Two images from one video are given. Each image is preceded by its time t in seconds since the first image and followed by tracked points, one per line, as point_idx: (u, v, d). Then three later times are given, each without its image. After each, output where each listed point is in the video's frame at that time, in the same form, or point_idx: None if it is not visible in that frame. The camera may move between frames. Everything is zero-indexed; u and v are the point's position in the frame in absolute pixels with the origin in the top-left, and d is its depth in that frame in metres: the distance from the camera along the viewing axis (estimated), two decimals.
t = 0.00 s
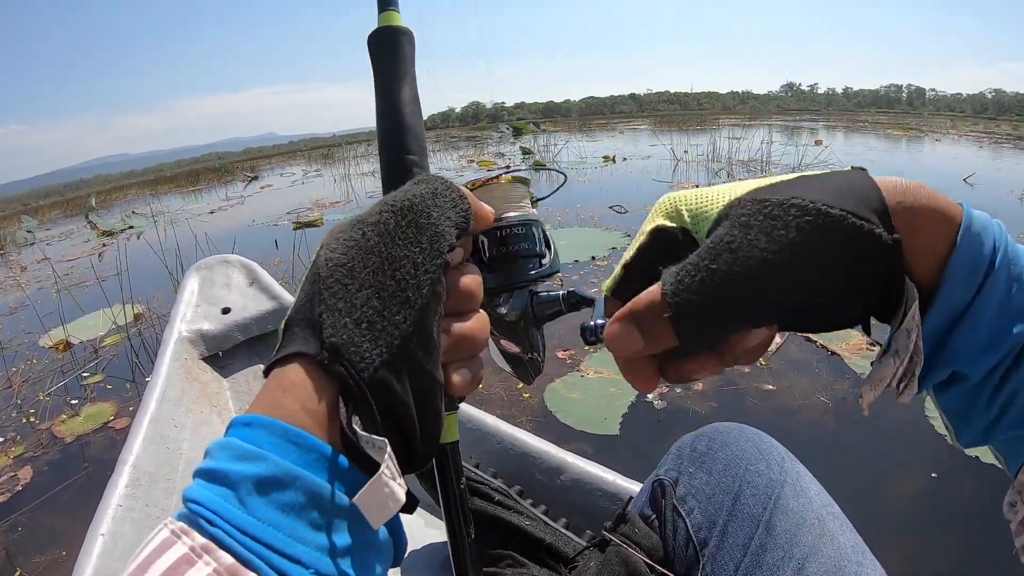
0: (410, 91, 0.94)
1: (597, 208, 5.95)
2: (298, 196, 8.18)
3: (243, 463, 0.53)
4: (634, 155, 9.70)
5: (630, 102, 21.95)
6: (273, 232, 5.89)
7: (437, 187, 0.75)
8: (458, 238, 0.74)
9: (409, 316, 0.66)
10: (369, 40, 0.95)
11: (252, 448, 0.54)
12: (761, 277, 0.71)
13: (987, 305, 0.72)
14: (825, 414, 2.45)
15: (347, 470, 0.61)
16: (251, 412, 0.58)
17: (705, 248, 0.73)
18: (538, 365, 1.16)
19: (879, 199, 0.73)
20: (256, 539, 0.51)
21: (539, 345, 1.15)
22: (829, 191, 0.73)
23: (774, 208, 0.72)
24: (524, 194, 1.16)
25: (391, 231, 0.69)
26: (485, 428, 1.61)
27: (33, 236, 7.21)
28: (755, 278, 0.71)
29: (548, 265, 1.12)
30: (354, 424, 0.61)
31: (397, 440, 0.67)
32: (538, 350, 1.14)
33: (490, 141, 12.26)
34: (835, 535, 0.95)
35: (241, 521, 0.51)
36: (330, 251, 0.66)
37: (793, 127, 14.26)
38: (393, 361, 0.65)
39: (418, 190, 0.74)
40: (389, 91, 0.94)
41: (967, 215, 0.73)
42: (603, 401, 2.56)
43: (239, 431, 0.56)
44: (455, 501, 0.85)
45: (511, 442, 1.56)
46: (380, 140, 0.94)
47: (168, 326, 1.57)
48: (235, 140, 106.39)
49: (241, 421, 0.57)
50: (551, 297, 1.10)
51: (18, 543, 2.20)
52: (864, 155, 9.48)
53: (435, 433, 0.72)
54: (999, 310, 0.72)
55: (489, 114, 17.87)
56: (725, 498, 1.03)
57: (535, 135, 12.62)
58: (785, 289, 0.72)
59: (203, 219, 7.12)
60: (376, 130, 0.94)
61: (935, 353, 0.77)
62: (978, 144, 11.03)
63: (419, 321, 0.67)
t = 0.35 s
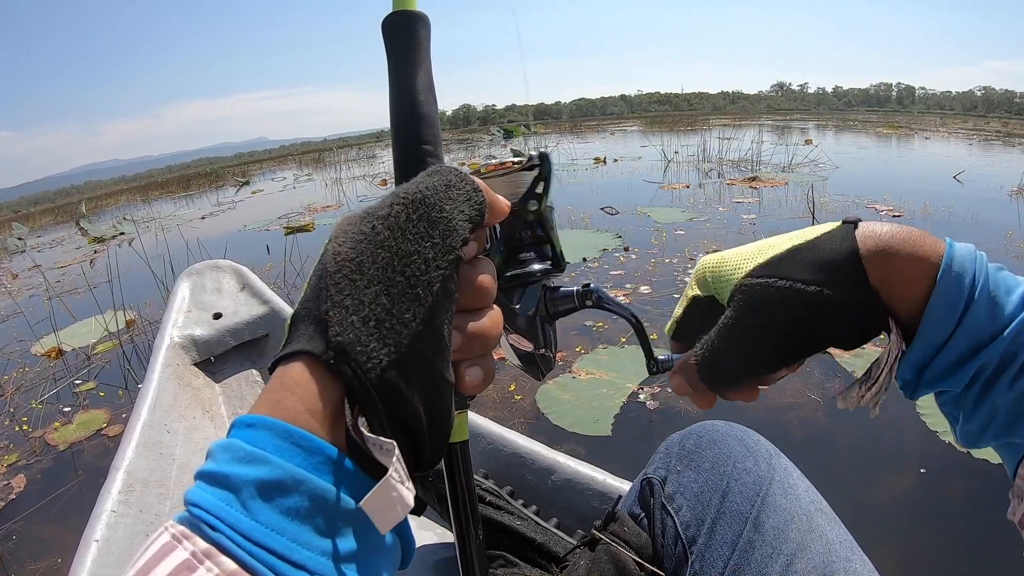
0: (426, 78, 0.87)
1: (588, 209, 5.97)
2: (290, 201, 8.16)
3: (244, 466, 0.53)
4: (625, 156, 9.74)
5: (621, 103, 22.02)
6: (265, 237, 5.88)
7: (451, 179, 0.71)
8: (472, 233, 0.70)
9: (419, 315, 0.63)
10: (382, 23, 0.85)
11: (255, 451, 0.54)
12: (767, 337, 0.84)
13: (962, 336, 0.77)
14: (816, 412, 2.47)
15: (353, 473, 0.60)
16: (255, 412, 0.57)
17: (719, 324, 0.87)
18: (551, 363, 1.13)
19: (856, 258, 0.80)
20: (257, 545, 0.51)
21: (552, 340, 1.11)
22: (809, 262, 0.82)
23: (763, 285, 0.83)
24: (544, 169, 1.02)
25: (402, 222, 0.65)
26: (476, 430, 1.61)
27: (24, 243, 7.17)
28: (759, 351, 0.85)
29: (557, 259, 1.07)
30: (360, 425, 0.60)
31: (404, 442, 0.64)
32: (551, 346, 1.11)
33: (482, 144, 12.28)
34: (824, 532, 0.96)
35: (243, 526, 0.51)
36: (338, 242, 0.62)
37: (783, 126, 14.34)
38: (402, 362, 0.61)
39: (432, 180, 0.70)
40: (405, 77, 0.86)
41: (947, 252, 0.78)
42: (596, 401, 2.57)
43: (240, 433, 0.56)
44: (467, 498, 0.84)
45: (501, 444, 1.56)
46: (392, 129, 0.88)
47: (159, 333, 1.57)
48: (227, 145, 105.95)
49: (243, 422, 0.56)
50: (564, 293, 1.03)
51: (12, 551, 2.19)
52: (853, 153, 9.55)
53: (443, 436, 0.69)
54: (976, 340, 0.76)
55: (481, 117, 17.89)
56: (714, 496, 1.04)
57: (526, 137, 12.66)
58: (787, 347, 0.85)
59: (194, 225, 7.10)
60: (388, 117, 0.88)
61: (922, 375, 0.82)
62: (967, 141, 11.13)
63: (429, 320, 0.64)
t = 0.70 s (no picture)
0: (434, 68, 0.88)
1: (581, 210, 5.98)
2: (283, 205, 8.15)
3: (242, 470, 0.54)
4: (618, 156, 9.76)
5: (614, 103, 22.04)
6: (258, 242, 5.87)
7: (457, 175, 0.71)
8: (479, 229, 0.70)
9: (423, 313, 0.64)
10: (393, 9, 0.86)
11: (254, 452, 0.54)
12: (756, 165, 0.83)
13: (977, 269, 0.84)
14: (809, 409, 2.48)
15: (354, 476, 0.60)
16: (255, 412, 0.58)
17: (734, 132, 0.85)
18: (563, 360, 1.12)
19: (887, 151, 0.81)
20: (256, 549, 0.51)
21: (562, 336, 1.10)
22: (849, 128, 0.82)
23: (782, 126, 0.83)
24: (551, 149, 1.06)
25: (405, 220, 0.66)
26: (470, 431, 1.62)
27: (17, 251, 7.14)
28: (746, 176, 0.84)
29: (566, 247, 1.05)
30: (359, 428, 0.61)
31: (406, 441, 0.65)
32: (562, 343, 1.10)
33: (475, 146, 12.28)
34: (814, 528, 0.97)
35: (240, 531, 0.51)
36: (341, 242, 0.64)
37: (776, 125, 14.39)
38: (405, 360, 0.62)
39: (437, 176, 0.70)
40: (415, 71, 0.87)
41: (973, 183, 0.84)
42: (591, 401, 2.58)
43: (239, 433, 0.56)
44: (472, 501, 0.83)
45: (495, 445, 1.57)
46: (401, 116, 0.88)
47: (153, 339, 1.58)
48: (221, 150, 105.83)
49: (242, 423, 0.57)
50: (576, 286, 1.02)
51: (10, 560, 2.18)
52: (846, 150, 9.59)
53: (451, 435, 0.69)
54: (989, 273, 0.84)
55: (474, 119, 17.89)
56: (705, 494, 1.06)
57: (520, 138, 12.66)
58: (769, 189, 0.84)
59: (187, 231, 7.08)
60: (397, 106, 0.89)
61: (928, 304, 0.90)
62: (958, 137, 11.19)
63: (433, 318, 0.65)
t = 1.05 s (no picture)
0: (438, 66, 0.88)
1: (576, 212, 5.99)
2: (278, 210, 8.13)
3: (247, 469, 0.53)
4: (612, 157, 9.78)
5: (608, 104, 22.05)
6: (253, 247, 5.86)
7: (462, 174, 0.72)
8: (483, 228, 0.70)
9: (428, 312, 0.64)
10: (395, 9, 0.86)
11: (258, 451, 0.54)
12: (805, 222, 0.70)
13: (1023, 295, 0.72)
14: (805, 407, 2.49)
15: (358, 476, 0.59)
16: (257, 411, 0.57)
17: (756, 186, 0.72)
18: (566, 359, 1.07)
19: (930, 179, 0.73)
20: (260, 549, 0.51)
21: (567, 335, 1.05)
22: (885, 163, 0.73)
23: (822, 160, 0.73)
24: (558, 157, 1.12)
25: (410, 219, 0.66)
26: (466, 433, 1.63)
27: (10, 258, 7.11)
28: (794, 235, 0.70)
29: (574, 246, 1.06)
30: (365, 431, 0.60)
31: (411, 440, 0.65)
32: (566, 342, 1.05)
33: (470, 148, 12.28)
34: (810, 525, 0.97)
35: (245, 531, 0.51)
36: (346, 238, 0.64)
37: (770, 124, 14.43)
38: (411, 360, 0.62)
39: (441, 175, 0.71)
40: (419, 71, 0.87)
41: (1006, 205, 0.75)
42: (588, 402, 2.59)
43: (242, 432, 0.56)
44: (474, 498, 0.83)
45: (491, 447, 1.58)
46: (404, 116, 0.88)
47: (149, 344, 1.57)
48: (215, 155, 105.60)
49: (245, 422, 0.56)
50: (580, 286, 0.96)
51: (7, 568, 2.17)
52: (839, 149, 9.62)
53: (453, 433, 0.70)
54: None
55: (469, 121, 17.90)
56: (701, 492, 1.06)
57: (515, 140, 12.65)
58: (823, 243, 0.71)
59: (182, 236, 7.06)
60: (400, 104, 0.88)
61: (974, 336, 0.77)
62: (952, 135, 11.23)
63: (437, 317, 0.65)
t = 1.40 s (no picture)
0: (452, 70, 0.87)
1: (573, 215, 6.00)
2: (275, 215, 8.14)
3: (259, 477, 0.53)
4: (608, 160, 9.80)
5: (604, 106, 22.09)
6: (250, 254, 5.86)
7: (476, 179, 0.71)
8: (497, 234, 0.69)
9: (441, 320, 0.63)
10: (405, 15, 0.83)
11: (270, 459, 0.54)
12: (794, 352, 0.77)
13: (988, 341, 0.74)
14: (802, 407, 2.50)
15: (370, 483, 0.59)
16: (269, 419, 0.58)
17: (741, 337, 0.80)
18: (571, 364, 1.09)
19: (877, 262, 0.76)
20: (273, 557, 0.51)
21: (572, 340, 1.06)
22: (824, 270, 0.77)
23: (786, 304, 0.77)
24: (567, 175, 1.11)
25: (424, 225, 0.65)
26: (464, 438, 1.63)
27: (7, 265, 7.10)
28: (783, 364, 0.78)
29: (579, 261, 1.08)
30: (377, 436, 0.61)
31: (423, 449, 0.64)
32: (573, 348, 1.06)
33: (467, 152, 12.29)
34: (805, 527, 0.98)
35: (258, 539, 0.51)
36: (358, 244, 0.63)
37: (766, 125, 14.46)
38: (424, 368, 0.62)
39: (455, 180, 0.70)
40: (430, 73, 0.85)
41: (968, 254, 0.76)
42: (585, 405, 2.59)
43: (254, 440, 0.56)
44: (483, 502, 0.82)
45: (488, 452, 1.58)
46: (417, 121, 0.86)
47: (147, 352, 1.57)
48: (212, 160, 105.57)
49: (257, 429, 0.56)
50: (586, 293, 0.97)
51: None
52: (834, 149, 9.64)
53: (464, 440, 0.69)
54: (1003, 344, 0.74)
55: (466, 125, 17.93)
56: (697, 494, 1.06)
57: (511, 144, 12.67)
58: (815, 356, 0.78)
59: (179, 243, 7.06)
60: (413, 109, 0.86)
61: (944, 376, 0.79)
62: (947, 134, 11.26)
63: (451, 325, 0.64)
